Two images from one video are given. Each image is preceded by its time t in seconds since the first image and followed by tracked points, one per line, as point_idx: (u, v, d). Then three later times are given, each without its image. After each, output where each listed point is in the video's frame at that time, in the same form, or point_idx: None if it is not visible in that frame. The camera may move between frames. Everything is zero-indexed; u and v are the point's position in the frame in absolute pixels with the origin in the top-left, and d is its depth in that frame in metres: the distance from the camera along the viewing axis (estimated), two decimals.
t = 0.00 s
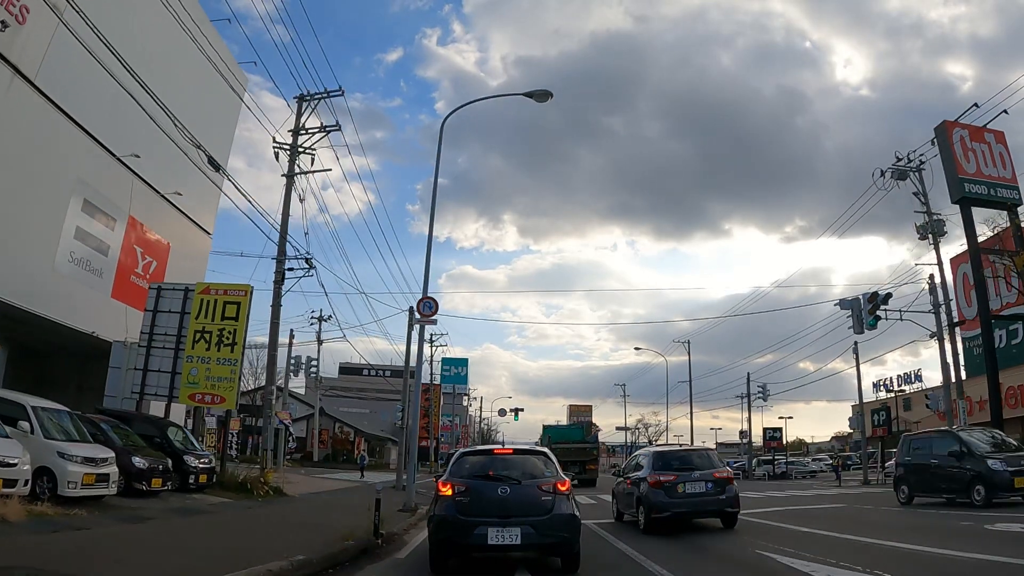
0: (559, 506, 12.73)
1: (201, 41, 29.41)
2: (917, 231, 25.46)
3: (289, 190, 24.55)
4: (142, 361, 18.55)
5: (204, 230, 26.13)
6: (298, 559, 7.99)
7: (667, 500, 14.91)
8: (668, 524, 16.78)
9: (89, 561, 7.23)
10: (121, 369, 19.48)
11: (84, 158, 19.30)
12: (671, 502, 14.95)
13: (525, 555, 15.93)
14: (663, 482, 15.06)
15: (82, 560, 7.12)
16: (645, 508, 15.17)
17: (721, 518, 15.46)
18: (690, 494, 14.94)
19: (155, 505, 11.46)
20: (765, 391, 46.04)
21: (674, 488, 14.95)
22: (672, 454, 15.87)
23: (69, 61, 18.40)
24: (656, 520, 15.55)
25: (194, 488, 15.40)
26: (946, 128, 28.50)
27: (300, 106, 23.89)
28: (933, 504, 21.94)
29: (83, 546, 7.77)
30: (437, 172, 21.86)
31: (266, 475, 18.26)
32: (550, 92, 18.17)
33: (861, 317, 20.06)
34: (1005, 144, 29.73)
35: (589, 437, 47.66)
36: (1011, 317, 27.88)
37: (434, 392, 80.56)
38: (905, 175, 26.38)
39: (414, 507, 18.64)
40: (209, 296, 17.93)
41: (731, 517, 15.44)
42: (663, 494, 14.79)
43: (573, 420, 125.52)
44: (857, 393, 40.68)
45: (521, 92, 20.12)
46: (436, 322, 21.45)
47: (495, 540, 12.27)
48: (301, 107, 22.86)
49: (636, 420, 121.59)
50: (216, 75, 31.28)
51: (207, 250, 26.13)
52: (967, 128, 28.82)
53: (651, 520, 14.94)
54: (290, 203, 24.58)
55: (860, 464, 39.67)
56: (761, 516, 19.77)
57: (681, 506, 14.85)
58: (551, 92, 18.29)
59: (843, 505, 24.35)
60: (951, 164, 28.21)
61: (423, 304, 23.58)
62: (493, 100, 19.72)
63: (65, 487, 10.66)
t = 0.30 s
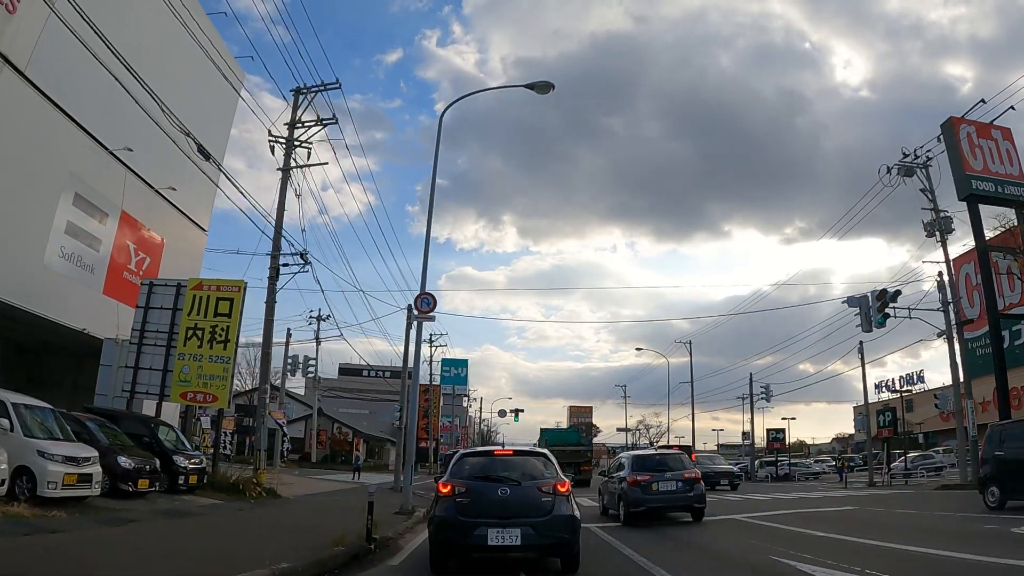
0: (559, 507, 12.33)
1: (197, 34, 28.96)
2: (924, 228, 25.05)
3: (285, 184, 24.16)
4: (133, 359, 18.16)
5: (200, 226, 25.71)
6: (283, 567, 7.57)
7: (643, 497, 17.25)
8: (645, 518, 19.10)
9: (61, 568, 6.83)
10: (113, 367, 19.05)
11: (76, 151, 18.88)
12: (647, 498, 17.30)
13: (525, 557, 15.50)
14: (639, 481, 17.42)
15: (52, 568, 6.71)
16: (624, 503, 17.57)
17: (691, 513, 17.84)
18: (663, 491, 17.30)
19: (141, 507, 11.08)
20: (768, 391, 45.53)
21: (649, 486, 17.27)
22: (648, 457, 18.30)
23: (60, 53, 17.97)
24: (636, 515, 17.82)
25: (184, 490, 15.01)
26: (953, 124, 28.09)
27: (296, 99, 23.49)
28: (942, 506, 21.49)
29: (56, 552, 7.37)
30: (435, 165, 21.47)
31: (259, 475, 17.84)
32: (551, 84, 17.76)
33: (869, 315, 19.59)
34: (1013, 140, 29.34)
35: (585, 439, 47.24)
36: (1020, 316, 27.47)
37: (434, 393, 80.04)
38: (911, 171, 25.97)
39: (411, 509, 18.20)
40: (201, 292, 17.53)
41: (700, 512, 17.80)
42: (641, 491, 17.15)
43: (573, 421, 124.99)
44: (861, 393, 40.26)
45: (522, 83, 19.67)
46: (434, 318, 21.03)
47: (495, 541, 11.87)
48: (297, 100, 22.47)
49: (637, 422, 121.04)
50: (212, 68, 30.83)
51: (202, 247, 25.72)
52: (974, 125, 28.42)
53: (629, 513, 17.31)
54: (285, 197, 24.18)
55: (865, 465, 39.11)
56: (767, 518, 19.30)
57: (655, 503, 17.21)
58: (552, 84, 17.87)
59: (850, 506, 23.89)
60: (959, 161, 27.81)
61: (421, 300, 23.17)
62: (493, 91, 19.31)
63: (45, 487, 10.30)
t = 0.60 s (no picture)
0: (559, 507, 11.95)
1: (194, 28, 28.56)
2: (931, 224, 24.66)
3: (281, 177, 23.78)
4: (124, 355, 17.79)
5: (195, 221, 25.34)
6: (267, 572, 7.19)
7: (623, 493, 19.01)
8: (623, 511, 20.88)
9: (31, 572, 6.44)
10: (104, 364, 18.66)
11: (67, 142, 18.48)
12: (628, 494, 19.03)
13: (525, 559, 15.11)
14: (620, 479, 19.14)
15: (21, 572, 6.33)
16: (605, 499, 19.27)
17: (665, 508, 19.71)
18: (642, 489, 19.03)
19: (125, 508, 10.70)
20: (771, 390, 45.11)
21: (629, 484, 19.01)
22: (630, 458, 19.95)
23: (52, 42, 17.58)
24: (616, 508, 19.58)
25: (173, 489, 14.66)
26: (960, 119, 27.67)
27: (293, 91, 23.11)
28: (949, 507, 21.08)
29: (26, 555, 6.99)
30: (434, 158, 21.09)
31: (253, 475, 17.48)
32: (553, 74, 17.36)
33: (878, 313, 19.24)
34: (1020, 136, 28.94)
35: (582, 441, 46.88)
36: None
37: (434, 393, 79.52)
38: (918, 167, 25.58)
39: (408, 510, 17.75)
40: (194, 287, 17.22)
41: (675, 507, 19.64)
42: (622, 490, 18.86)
43: (573, 421, 124.47)
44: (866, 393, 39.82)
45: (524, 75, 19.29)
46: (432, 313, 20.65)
47: (494, 540, 11.51)
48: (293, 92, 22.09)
49: (637, 422, 120.52)
50: (210, 62, 30.44)
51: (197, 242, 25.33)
52: (981, 120, 27.98)
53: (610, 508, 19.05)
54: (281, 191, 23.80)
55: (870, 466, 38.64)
56: (773, 519, 18.88)
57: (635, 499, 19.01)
58: (554, 74, 17.47)
59: (854, 506, 23.46)
60: (966, 157, 27.41)
61: (418, 295, 22.77)
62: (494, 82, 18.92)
63: (23, 486, 9.96)
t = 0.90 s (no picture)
0: (559, 506, 11.60)
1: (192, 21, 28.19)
2: (939, 220, 24.28)
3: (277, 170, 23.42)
4: (116, 352, 17.45)
5: (190, 216, 24.98)
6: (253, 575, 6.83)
7: (609, 489, 21.14)
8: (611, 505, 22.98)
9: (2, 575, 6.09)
10: (95, 360, 18.26)
11: (59, 135, 18.10)
12: (613, 489, 21.09)
13: (526, 560, 14.72)
14: (605, 477, 21.27)
15: None
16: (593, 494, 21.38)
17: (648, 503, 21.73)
18: (625, 485, 21.07)
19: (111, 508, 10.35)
20: (774, 390, 44.74)
21: (613, 481, 21.09)
22: (616, 458, 21.92)
23: (43, 32, 17.18)
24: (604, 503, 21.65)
25: (163, 488, 14.37)
26: (967, 115, 27.25)
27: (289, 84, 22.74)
28: (960, 507, 20.66)
29: None
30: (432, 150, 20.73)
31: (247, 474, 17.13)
32: (554, 65, 17.00)
33: (886, 309, 18.89)
34: None
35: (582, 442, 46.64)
36: None
37: (434, 392, 79.13)
38: (925, 162, 25.21)
39: (405, 511, 17.35)
40: (186, 281, 16.94)
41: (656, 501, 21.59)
42: (608, 487, 20.94)
43: (574, 421, 124.13)
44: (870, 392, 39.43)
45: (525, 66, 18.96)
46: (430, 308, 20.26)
47: (495, 539, 11.17)
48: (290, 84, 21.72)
49: (638, 422, 120.10)
50: (208, 56, 30.07)
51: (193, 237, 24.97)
52: (988, 115, 27.56)
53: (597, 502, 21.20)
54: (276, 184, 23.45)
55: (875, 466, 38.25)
56: (778, 520, 18.48)
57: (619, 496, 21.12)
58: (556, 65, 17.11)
59: (860, 506, 23.09)
60: (973, 153, 27.03)
61: (416, 289, 22.39)
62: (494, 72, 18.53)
63: (3, 485, 9.64)
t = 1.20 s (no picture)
0: (559, 507, 11.31)
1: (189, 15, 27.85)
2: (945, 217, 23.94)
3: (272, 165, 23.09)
4: (107, 349, 17.13)
5: (186, 211, 24.63)
6: None
7: (595, 486, 24.02)
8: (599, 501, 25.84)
9: None
10: (86, 358, 17.91)
11: (51, 128, 17.75)
12: (600, 486, 23.93)
13: (526, 560, 14.37)
14: (593, 476, 24.12)
15: None
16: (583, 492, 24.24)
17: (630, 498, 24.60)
18: (611, 482, 23.88)
19: (94, 510, 10.03)
20: (776, 390, 44.31)
21: (599, 479, 23.95)
22: (603, 458, 24.74)
23: (35, 23, 16.83)
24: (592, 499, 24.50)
25: (152, 489, 14.08)
26: (972, 110, 26.91)
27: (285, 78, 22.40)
28: (968, 508, 20.29)
29: None
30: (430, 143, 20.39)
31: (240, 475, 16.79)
32: (555, 56, 16.68)
33: (893, 307, 18.49)
34: None
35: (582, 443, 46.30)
36: None
37: (434, 392, 78.76)
38: (931, 158, 24.89)
39: (402, 513, 16.97)
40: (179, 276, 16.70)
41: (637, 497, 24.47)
42: (595, 484, 23.85)
43: (574, 421, 123.79)
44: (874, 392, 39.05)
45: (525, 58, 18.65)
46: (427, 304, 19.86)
47: (494, 540, 10.87)
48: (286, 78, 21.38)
49: (639, 422, 119.73)
50: (204, 50, 29.70)
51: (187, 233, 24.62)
52: (994, 111, 27.21)
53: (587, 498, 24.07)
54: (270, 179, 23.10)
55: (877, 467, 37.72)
56: (783, 521, 18.05)
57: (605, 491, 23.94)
58: (557, 56, 16.79)
59: (865, 506, 22.70)
60: (979, 149, 26.70)
61: (413, 284, 22.00)
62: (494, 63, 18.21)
63: None
